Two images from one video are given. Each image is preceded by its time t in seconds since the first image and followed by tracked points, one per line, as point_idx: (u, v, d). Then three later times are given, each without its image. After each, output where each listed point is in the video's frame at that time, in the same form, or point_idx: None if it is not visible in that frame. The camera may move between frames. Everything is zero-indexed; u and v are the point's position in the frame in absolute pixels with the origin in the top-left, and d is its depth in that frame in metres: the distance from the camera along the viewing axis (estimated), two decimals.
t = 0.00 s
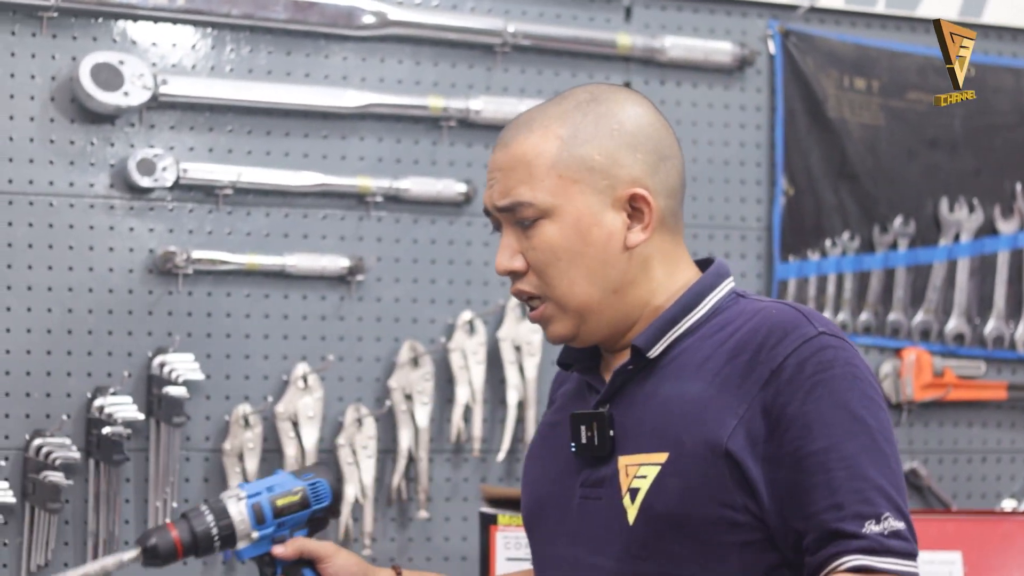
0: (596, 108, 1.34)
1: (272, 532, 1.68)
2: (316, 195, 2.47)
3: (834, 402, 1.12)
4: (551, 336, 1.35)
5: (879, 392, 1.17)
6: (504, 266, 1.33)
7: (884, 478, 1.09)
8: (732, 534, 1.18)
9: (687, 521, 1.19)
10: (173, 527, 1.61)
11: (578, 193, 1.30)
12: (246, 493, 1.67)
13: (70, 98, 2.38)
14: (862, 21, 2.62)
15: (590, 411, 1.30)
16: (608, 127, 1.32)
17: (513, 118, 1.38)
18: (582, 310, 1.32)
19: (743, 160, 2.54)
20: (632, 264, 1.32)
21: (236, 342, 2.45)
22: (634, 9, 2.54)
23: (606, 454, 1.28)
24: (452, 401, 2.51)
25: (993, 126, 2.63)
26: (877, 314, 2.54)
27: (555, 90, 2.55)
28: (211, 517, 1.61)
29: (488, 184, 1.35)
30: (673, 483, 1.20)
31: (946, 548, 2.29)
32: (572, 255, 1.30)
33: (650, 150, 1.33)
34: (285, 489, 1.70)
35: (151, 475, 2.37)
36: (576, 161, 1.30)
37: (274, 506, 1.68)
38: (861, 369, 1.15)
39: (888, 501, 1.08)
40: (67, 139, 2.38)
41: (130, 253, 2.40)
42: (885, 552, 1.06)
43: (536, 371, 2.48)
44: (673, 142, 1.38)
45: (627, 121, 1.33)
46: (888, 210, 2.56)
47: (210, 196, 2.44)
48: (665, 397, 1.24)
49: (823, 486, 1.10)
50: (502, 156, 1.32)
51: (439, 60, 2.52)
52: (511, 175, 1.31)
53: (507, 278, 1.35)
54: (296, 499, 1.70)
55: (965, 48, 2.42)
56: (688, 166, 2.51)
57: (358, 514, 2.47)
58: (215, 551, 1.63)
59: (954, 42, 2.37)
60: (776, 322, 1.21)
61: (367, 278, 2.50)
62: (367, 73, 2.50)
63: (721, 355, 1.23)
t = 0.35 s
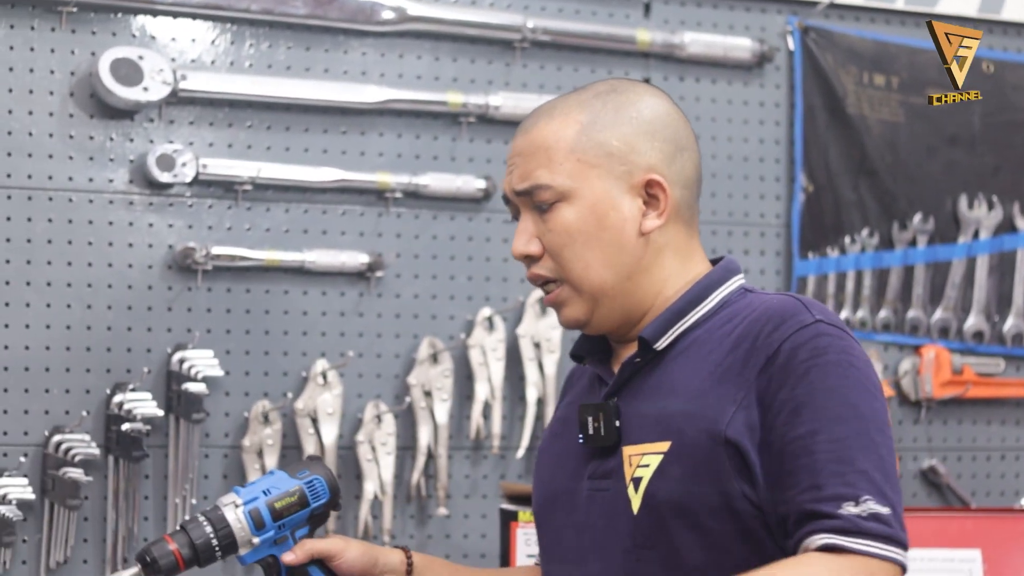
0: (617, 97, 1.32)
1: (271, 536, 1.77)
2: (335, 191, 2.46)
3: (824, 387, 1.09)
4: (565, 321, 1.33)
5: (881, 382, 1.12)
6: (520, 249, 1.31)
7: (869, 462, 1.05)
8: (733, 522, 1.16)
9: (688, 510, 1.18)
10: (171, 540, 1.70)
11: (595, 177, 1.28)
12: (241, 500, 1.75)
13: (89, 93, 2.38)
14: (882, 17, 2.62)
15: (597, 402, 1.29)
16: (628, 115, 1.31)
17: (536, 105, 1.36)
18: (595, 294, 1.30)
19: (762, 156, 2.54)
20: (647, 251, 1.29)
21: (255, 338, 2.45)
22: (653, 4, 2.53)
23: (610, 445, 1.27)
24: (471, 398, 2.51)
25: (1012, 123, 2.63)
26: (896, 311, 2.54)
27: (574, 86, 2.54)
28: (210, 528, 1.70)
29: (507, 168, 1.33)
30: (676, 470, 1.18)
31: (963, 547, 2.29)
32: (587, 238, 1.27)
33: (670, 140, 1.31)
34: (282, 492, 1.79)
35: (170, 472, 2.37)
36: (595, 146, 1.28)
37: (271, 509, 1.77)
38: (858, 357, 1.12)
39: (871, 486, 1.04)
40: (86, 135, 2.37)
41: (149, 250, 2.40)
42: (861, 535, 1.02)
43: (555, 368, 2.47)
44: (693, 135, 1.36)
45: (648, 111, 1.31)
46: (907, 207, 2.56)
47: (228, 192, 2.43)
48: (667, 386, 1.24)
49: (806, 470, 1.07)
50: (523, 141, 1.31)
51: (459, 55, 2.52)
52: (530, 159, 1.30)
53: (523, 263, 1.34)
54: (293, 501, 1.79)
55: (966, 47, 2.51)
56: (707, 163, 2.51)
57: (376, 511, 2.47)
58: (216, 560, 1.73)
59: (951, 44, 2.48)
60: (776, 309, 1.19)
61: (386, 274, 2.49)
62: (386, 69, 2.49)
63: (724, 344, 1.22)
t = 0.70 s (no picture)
0: (651, 100, 1.31)
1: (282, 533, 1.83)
2: (347, 189, 2.47)
3: (744, 350, 1.13)
4: (594, 319, 1.33)
5: (817, 373, 1.11)
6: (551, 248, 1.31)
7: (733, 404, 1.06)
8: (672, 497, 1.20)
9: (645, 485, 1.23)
10: (182, 536, 1.73)
11: (626, 182, 1.27)
12: (252, 496, 1.81)
13: (101, 91, 2.38)
14: (892, 16, 2.62)
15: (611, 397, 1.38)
16: (663, 119, 1.29)
17: (572, 106, 1.35)
18: (623, 294, 1.30)
19: (773, 154, 2.54)
20: (676, 254, 1.29)
21: (267, 336, 2.45)
22: (665, 2, 2.53)
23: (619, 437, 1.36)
24: (482, 396, 2.52)
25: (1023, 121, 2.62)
26: (906, 309, 2.54)
27: (586, 84, 2.55)
28: (221, 524, 1.75)
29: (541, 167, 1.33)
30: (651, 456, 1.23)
31: (974, 544, 2.29)
32: (616, 242, 1.27)
33: (702, 144, 1.30)
34: (292, 488, 1.85)
35: (182, 469, 2.38)
36: (628, 150, 1.27)
37: (282, 506, 1.83)
38: (799, 340, 1.13)
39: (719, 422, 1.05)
40: (98, 132, 2.37)
41: (160, 247, 2.40)
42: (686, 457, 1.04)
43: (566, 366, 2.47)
44: (727, 139, 1.34)
45: (682, 116, 1.30)
46: (918, 205, 2.56)
47: (240, 190, 2.44)
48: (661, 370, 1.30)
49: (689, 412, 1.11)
50: (558, 142, 1.30)
51: (470, 53, 2.52)
52: (564, 160, 1.29)
53: (554, 260, 1.33)
54: (303, 498, 1.86)
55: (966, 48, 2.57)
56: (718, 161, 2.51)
57: (387, 509, 2.47)
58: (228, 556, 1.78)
59: (948, 45, 2.57)
60: (763, 299, 1.22)
61: (397, 272, 2.50)
62: (398, 67, 2.50)
63: (706, 330, 1.26)
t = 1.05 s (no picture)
0: (611, 104, 1.30)
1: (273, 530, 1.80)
2: (339, 188, 2.48)
3: (688, 348, 1.14)
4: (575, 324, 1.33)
5: (762, 364, 1.11)
6: (526, 259, 1.31)
7: (667, 407, 1.08)
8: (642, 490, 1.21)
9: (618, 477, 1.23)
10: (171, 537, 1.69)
11: (592, 188, 1.26)
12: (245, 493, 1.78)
13: (94, 90, 2.39)
14: (883, 15, 2.63)
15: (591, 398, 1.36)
16: (623, 122, 1.28)
17: (538, 116, 1.34)
18: (599, 297, 1.30)
19: (764, 153, 2.55)
20: (648, 254, 1.28)
21: (259, 334, 2.46)
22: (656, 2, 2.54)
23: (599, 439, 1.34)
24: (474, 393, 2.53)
25: (1013, 120, 2.63)
26: (897, 307, 2.55)
27: (577, 83, 2.56)
28: (212, 521, 1.71)
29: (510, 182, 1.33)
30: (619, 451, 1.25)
31: (965, 540, 2.29)
32: (586, 247, 1.26)
33: (665, 144, 1.29)
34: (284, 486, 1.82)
35: (175, 467, 2.39)
36: (591, 156, 1.26)
37: (274, 503, 1.79)
38: (745, 333, 1.13)
39: (651, 427, 1.06)
40: (91, 132, 2.39)
41: (153, 246, 2.42)
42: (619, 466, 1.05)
43: (558, 363, 2.48)
44: (693, 134, 1.33)
45: (643, 117, 1.29)
46: (909, 203, 2.57)
47: (233, 189, 2.45)
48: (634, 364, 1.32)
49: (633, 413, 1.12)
50: (524, 155, 1.30)
51: (462, 53, 2.53)
52: (530, 172, 1.29)
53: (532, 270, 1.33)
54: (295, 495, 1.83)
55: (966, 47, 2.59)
56: (709, 159, 2.52)
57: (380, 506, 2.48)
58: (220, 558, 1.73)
59: (947, 45, 2.58)
60: (723, 294, 1.23)
61: (390, 270, 2.51)
62: (390, 66, 2.51)
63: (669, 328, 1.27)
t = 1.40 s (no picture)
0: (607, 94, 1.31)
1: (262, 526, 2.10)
2: (328, 186, 2.48)
3: (743, 388, 1.03)
4: (548, 311, 1.32)
5: (817, 381, 1.04)
6: (505, 239, 1.32)
7: (782, 461, 0.99)
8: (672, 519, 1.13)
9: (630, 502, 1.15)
10: (163, 532, 2.00)
11: (577, 170, 1.27)
12: (232, 492, 2.08)
13: (82, 88, 2.39)
14: (871, 14, 2.63)
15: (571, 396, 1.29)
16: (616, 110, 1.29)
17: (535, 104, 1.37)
18: (575, 282, 1.28)
19: (752, 152, 2.56)
20: (627, 244, 1.27)
21: (247, 333, 2.46)
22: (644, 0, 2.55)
23: (580, 439, 1.27)
24: (462, 392, 2.52)
25: (1001, 119, 2.63)
26: (885, 306, 2.55)
27: (565, 82, 2.56)
28: (200, 520, 2.02)
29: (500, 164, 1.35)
30: (616, 466, 1.16)
31: (953, 540, 2.29)
32: (565, 228, 1.26)
33: (656, 136, 1.29)
34: (271, 484, 2.12)
35: (163, 466, 2.39)
36: (579, 139, 1.27)
37: (262, 501, 2.09)
38: (786, 354, 1.04)
39: (785, 488, 0.98)
40: (79, 130, 2.39)
41: (141, 245, 2.41)
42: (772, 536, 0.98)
43: (546, 362, 2.48)
44: (686, 135, 1.32)
45: (637, 107, 1.29)
46: (897, 203, 2.57)
47: (221, 187, 2.45)
48: (619, 386, 1.21)
49: (727, 469, 1.03)
50: (514, 136, 1.32)
51: (450, 51, 2.53)
52: (518, 152, 1.31)
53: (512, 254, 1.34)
54: (281, 493, 2.12)
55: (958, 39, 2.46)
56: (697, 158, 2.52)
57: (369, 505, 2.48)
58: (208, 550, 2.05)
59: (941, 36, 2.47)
60: (719, 310, 1.12)
61: (378, 269, 2.51)
62: (378, 65, 2.51)
63: (670, 346, 1.17)
